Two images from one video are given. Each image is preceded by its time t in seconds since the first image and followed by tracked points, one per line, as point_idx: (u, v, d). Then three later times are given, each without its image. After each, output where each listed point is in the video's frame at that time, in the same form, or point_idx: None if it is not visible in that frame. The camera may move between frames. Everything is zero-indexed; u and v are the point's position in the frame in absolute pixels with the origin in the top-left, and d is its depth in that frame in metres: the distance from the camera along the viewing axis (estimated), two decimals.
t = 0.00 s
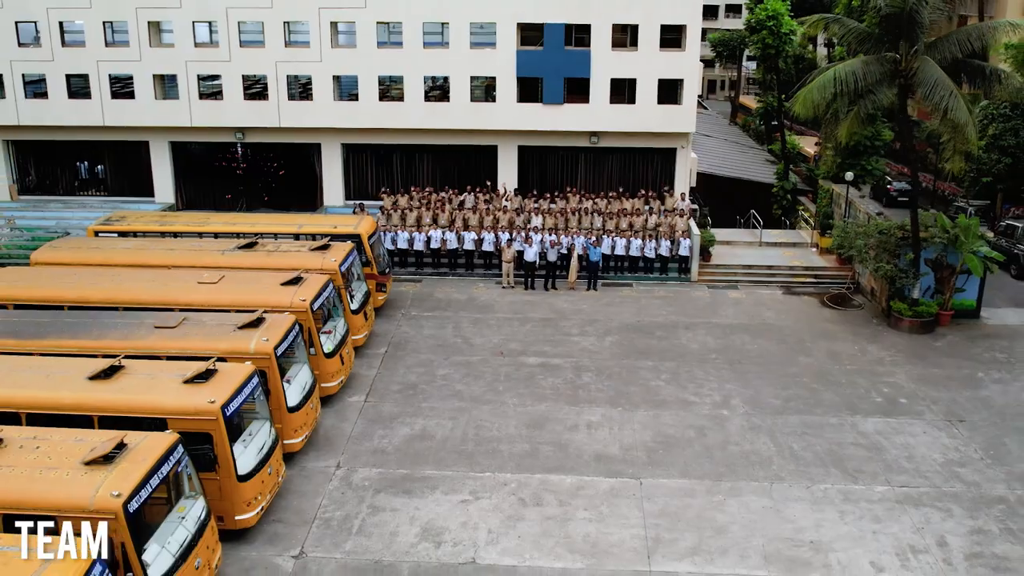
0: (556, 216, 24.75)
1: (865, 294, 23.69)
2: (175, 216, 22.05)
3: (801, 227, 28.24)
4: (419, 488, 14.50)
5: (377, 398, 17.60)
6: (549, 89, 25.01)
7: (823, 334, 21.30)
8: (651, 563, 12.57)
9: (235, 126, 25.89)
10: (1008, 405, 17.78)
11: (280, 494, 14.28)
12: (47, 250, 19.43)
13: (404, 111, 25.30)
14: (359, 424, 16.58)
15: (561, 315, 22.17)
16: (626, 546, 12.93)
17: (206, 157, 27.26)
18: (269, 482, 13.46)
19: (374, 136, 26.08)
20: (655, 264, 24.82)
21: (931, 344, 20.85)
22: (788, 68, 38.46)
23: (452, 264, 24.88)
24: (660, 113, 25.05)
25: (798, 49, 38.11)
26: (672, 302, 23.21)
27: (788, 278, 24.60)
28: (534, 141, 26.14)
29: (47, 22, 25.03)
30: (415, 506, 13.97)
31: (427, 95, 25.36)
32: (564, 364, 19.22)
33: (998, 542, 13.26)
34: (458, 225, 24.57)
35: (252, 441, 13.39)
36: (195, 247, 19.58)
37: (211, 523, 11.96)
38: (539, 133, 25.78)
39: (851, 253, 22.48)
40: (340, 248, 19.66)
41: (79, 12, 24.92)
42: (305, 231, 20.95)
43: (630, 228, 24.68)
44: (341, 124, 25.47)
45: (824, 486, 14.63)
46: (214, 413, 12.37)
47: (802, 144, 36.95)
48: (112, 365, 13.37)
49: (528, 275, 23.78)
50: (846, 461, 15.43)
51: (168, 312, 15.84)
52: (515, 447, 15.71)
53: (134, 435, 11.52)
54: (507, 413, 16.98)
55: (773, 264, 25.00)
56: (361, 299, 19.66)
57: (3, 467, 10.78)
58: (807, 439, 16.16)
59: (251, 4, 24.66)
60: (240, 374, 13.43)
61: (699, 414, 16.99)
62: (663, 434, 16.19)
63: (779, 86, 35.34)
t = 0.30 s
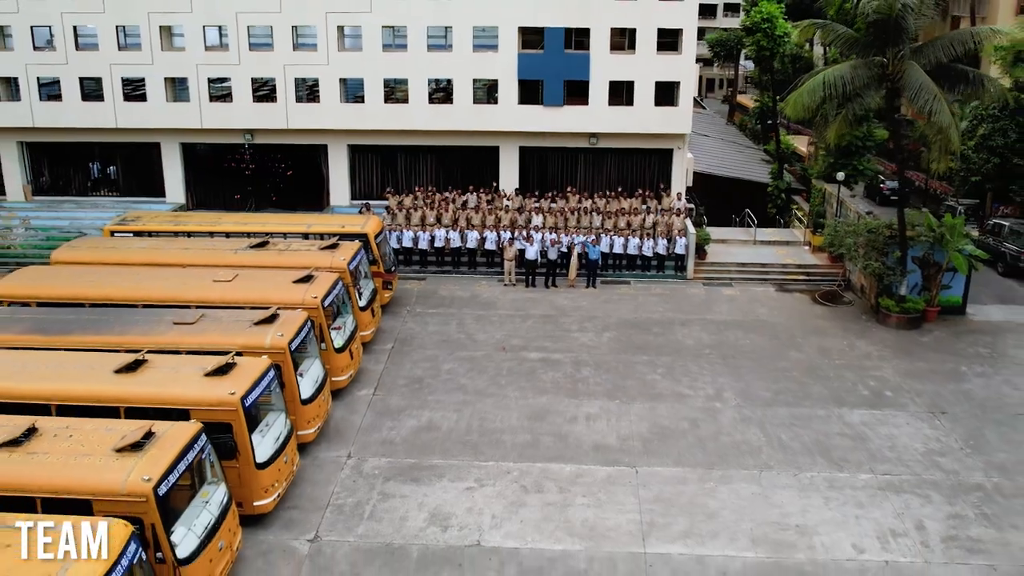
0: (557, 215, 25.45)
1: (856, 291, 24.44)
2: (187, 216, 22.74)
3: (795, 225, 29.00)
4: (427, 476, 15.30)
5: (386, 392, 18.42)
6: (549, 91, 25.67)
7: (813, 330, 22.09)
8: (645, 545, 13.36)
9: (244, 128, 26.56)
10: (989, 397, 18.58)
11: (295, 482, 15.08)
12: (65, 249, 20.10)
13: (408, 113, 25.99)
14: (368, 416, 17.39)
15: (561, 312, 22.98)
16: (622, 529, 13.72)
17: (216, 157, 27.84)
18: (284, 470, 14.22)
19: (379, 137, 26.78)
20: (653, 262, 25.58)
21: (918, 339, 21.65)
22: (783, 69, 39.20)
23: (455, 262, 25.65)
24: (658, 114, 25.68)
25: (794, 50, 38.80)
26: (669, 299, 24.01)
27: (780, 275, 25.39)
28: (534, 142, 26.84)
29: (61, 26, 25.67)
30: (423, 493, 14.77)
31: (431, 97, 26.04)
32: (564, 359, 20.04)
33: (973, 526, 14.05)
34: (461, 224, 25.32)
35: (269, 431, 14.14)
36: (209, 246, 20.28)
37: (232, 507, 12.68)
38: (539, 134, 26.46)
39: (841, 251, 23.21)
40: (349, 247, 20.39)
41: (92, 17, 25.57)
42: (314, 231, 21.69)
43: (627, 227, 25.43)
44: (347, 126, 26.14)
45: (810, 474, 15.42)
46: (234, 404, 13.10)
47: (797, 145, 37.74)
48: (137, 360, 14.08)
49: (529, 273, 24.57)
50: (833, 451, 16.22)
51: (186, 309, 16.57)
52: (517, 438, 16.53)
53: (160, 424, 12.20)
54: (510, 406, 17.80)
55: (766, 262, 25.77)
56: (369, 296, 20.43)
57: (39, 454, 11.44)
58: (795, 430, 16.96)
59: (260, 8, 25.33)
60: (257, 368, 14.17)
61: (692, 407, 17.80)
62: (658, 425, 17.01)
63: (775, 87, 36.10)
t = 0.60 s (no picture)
0: (557, 215, 26.21)
1: (846, 289, 25.21)
2: (199, 216, 23.47)
3: (789, 223, 29.65)
4: (433, 466, 16.14)
5: (393, 386, 19.25)
6: (550, 94, 26.36)
7: (804, 326, 22.92)
8: (639, 531, 14.20)
9: (253, 130, 27.28)
10: (970, 392, 19.42)
11: (309, 473, 15.92)
12: (83, 249, 20.83)
13: (413, 115, 26.73)
14: (377, 410, 18.23)
15: (561, 309, 23.80)
16: (618, 517, 14.56)
17: (226, 158, 28.75)
18: (299, 461, 15.03)
19: (384, 138, 27.52)
20: (650, 260, 26.38)
21: (905, 335, 22.47)
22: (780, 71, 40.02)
23: (458, 261, 26.47)
24: (655, 116, 26.39)
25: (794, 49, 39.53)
26: (665, 296, 24.83)
27: (774, 273, 26.18)
28: (535, 144, 27.56)
29: (74, 31, 26.39)
30: (430, 483, 15.61)
31: (434, 100, 26.78)
32: (564, 355, 20.88)
33: (949, 514, 14.89)
34: (464, 224, 26.12)
35: (285, 424, 14.94)
36: (222, 246, 21.05)
37: (252, 496, 13.48)
38: (540, 135, 27.18)
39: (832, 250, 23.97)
40: (357, 247, 21.16)
41: (105, 21, 26.28)
42: (322, 231, 22.46)
43: (625, 226, 26.20)
44: (354, 128, 26.89)
45: (797, 464, 16.26)
46: (253, 399, 13.88)
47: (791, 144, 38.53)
48: (159, 357, 14.85)
49: (530, 271, 25.38)
50: (819, 443, 17.06)
51: (202, 308, 17.34)
52: (519, 431, 17.37)
53: (185, 418, 12.97)
54: (512, 400, 18.63)
55: (760, 260, 26.56)
56: (375, 294, 21.20)
57: (74, 446, 12.18)
58: (784, 423, 17.80)
59: (268, 13, 26.04)
60: (274, 364, 14.95)
61: (686, 401, 18.64)
62: (653, 419, 17.85)
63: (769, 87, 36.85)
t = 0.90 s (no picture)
0: (556, 215, 27.00)
1: (837, 286, 26.04)
2: (211, 217, 24.25)
3: (783, 221, 30.44)
4: (439, 460, 17.02)
5: (400, 382, 20.12)
6: (550, 97, 27.10)
7: (796, 323, 23.75)
8: (634, 521, 15.09)
9: (261, 131, 28.01)
10: (953, 388, 20.27)
11: (321, 466, 16.80)
12: (102, 249, 21.63)
13: (416, 117, 27.49)
14: (385, 405, 19.10)
15: (561, 306, 24.64)
16: (615, 508, 15.45)
17: (235, 159, 29.52)
18: (312, 455, 15.88)
19: (389, 139, 28.28)
20: (647, 258, 27.19)
21: (892, 332, 23.31)
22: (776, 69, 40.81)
23: (460, 259, 27.28)
24: (653, 118, 27.16)
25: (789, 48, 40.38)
26: (662, 293, 25.66)
27: (767, 271, 26.99)
28: (536, 145, 28.32)
29: (88, 35, 27.15)
30: (436, 476, 16.49)
31: (438, 103, 27.54)
32: (563, 352, 21.73)
33: (927, 505, 15.76)
34: (466, 223, 26.94)
35: (300, 420, 15.79)
36: (234, 247, 21.85)
37: (270, 488, 14.33)
38: (540, 137, 27.94)
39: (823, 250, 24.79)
40: (364, 248, 21.96)
41: (118, 26, 27.04)
42: (331, 231, 23.26)
43: (623, 225, 27.02)
44: (359, 130, 27.66)
45: (784, 458, 17.13)
46: (270, 397, 14.73)
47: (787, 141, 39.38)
48: (181, 357, 15.68)
49: (530, 269, 26.22)
50: (806, 437, 17.93)
51: (218, 309, 18.16)
52: (521, 426, 18.24)
53: (208, 416, 13.81)
54: (513, 396, 19.49)
55: (754, 259, 27.36)
56: (382, 293, 22.02)
57: (105, 442, 13.01)
58: (773, 418, 18.66)
59: (276, 19, 26.80)
60: (289, 364, 15.79)
61: (681, 397, 19.50)
62: (648, 414, 18.72)
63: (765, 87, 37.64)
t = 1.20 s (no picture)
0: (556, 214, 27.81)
1: (828, 284, 26.92)
2: (223, 217, 25.05)
3: (776, 219, 31.30)
4: (445, 454, 17.94)
5: (406, 379, 21.03)
6: (550, 100, 27.89)
7: (787, 321, 24.62)
8: (629, 513, 16.02)
9: (269, 132, 28.79)
10: (935, 384, 21.16)
11: (333, 460, 17.73)
12: (119, 250, 22.48)
13: (420, 120, 28.28)
14: (392, 401, 20.01)
15: (561, 303, 25.50)
16: (610, 501, 16.38)
17: (244, 158, 30.31)
18: (325, 451, 16.81)
19: (393, 139, 29.07)
20: (645, 256, 28.03)
21: (880, 329, 24.19)
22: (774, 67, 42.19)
23: (463, 256, 28.14)
24: (649, 120, 27.96)
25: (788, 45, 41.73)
26: (658, 291, 26.51)
27: (760, 268, 27.85)
28: (536, 145, 29.11)
29: (101, 39, 27.89)
30: (442, 469, 17.41)
31: (442, 106, 28.29)
32: (562, 348, 22.61)
33: (906, 498, 16.68)
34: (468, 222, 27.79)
35: (313, 417, 16.70)
36: (247, 248, 22.69)
37: (287, 482, 15.25)
38: (541, 138, 28.74)
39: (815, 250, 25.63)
40: (372, 249, 22.80)
41: (130, 30, 27.78)
42: (339, 232, 24.10)
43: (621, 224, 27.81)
44: (365, 131, 28.44)
45: (772, 453, 18.05)
46: (286, 397, 15.62)
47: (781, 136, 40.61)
48: (201, 358, 16.56)
49: (530, 267, 27.11)
50: (793, 433, 18.85)
51: (234, 310, 19.03)
52: (522, 421, 19.15)
53: (229, 416, 14.70)
54: (515, 393, 20.39)
55: (748, 256, 28.20)
56: (388, 292, 22.87)
57: (134, 441, 13.91)
58: (762, 414, 19.56)
59: (284, 24, 27.54)
60: (303, 364, 16.68)
61: (674, 393, 20.40)
62: (643, 410, 19.63)
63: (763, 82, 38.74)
